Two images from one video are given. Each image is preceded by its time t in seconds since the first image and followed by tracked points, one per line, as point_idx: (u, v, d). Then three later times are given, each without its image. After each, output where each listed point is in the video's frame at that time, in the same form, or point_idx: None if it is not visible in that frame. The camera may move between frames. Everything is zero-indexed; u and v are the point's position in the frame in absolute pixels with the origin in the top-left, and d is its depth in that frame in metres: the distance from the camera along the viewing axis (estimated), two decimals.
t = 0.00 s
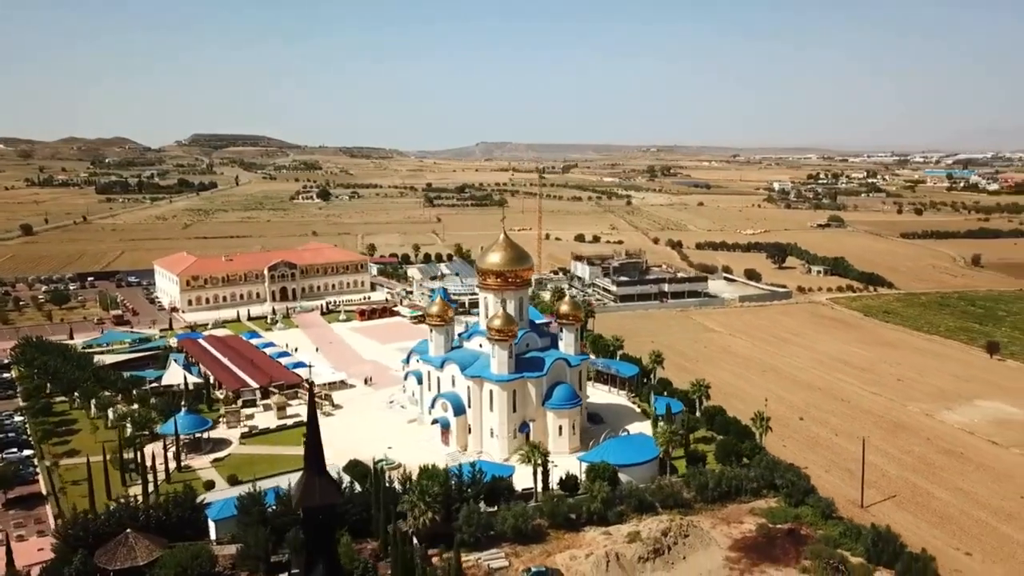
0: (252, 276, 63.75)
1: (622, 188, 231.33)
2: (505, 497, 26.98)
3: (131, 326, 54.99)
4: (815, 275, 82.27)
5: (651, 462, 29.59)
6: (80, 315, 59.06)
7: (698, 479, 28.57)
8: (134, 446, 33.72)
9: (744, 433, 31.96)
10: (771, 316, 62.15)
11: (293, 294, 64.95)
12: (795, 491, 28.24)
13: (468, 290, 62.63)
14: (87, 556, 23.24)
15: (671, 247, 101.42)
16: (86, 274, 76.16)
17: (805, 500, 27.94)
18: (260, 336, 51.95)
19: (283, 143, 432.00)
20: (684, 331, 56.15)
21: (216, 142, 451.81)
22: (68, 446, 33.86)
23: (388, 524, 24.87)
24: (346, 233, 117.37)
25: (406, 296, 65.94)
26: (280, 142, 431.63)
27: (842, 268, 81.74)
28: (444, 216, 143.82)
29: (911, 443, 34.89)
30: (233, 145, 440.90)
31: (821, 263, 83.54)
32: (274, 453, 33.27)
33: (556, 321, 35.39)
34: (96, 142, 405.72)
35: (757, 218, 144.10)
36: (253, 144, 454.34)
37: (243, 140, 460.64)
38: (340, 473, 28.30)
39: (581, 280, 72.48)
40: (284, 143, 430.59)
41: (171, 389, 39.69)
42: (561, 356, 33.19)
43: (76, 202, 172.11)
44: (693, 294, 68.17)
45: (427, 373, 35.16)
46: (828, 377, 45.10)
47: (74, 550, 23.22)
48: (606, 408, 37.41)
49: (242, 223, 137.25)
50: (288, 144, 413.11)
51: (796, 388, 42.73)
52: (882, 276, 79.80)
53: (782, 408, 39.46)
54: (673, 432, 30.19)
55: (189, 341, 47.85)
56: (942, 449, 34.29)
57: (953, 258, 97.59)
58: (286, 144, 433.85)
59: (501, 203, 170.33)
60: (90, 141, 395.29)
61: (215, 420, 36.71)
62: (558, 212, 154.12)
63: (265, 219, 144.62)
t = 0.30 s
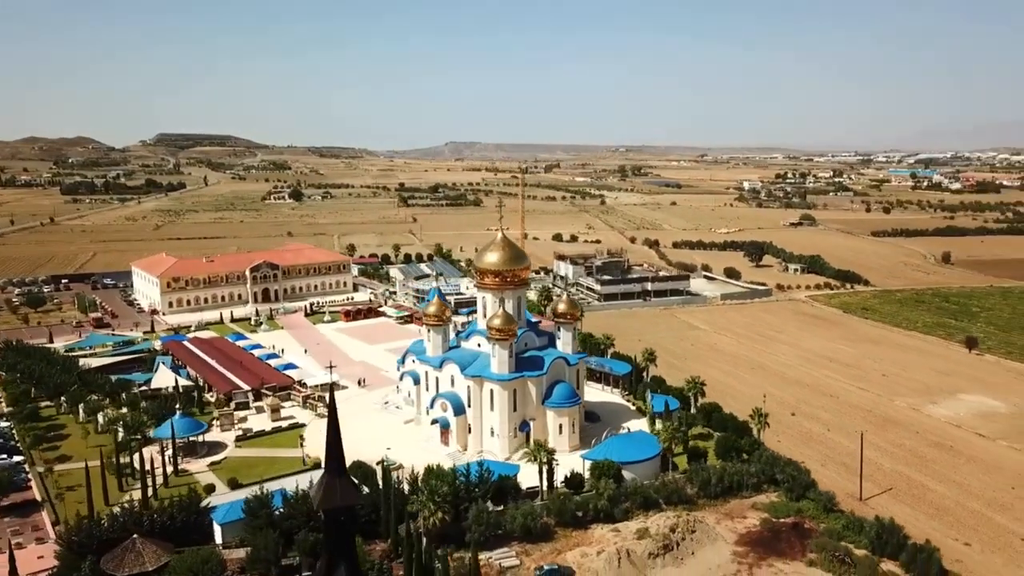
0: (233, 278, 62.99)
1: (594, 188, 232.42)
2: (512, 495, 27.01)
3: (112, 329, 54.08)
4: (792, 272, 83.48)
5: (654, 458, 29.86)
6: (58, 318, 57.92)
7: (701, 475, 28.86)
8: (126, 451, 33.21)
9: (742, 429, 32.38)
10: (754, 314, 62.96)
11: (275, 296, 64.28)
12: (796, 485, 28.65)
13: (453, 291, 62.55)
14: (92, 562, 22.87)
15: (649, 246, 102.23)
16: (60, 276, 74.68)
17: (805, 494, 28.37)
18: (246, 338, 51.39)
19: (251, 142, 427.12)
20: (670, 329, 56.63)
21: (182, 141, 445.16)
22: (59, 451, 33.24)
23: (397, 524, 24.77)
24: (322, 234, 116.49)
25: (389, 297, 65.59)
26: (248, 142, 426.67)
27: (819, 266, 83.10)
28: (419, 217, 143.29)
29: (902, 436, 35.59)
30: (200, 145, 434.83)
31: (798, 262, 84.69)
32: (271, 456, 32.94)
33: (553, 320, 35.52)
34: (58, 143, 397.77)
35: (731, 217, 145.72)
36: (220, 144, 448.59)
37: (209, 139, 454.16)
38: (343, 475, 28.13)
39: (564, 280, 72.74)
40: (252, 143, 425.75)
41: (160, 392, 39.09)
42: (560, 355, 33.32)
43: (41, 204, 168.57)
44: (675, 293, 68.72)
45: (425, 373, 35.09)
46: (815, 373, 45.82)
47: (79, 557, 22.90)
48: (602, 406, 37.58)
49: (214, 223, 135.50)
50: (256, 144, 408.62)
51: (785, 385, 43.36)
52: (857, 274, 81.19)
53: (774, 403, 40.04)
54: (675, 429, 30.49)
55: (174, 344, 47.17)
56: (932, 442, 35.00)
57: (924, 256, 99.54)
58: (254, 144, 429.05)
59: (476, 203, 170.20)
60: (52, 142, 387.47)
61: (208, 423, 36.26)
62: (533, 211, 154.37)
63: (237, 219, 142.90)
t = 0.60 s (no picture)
0: (218, 279, 62.24)
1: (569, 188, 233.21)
2: (523, 495, 27.04)
3: (96, 331, 53.20)
4: (772, 271, 84.54)
5: (661, 456, 30.12)
6: (39, 322, 56.84)
7: (708, 472, 29.12)
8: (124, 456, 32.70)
9: (744, 426, 32.77)
10: (739, 312, 63.69)
11: (261, 297, 63.47)
12: (801, 481, 29.05)
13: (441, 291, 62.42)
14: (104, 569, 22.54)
15: (630, 245, 102.90)
16: (36, 278, 73.28)
17: (810, 490, 28.78)
18: (236, 339, 50.83)
19: (220, 142, 421.90)
20: (659, 328, 57.06)
21: (149, 141, 437.91)
22: (55, 457, 32.66)
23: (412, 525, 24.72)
24: (301, 234, 115.59)
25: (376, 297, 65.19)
26: (217, 141, 421.44)
27: (798, 265, 84.29)
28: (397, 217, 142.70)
29: (896, 431, 36.24)
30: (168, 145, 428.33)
31: (778, 260, 85.69)
32: (273, 459, 32.65)
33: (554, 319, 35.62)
34: (21, 142, 389.72)
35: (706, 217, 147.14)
36: (188, 144, 441.98)
37: (177, 139, 448.16)
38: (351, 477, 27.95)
39: (549, 279, 72.94)
40: (221, 143, 420.72)
41: (154, 396, 38.50)
42: (563, 354, 33.40)
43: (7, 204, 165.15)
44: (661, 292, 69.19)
45: (427, 374, 35.00)
46: (806, 370, 46.49)
47: (92, 564, 22.57)
48: (601, 405, 37.78)
49: (188, 224, 133.78)
50: (226, 144, 404.03)
51: (777, 382, 43.94)
52: (837, 272, 82.42)
53: (769, 401, 40.56)
54: (681, 427, 30.79)
55: (163, 346, 46.53)
56: (926, 436, 35.64)
57: (899, 254, 101.33)
58: (223, 143, 424.00)
59: (453, 203, 169.76)
60: (15, 141, 379.50)
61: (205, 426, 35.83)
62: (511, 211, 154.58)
63: (212, 219, 141.26)
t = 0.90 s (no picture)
0: (200, 281, 61.39)
1: (542, 188, 233.82)
2: (533, 494, 27.06)
3: (78, 335, 52.16)
4: (751, 269, 85.60)
5: (665, 454, 30.34)
6: (17, 326, 55.57)
7: (713, 469, 29.39)
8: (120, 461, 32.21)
9: (744, 423, 33.16)
10: (723, 310, 64.39)
11: (244, 299, 62.83)
12: (804, 476, 29.46)
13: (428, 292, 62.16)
14: None
15: (609, 245, 103.49)
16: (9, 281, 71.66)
17: (813, 485, 29.21)
18: (223, 342, 50.17)
19: (186, 142, 416.05)
20: (646, 327, 57.49)
21: (113, 141, 430.45)
22: (48, 463, 32.01)
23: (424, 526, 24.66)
24: (276, 235, 114.43)
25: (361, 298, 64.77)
26: (183, 141, 415.51)
27: (776, 263, 85.45)
28: (372, 217, 141.88)
29: (889, 426, 36.89)
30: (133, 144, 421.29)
31: (757, 259, 86.75)
32: (273, 462, 32.34)
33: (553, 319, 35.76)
34: None
35: (681, 216, 148.44)
36: (153, 144, 435.34)
37: (142, 139, 441.03)
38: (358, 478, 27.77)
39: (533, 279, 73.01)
40: (187, 143, 414.99)
41: (146, 400, 37.85)
42: (564, 353, 33.51)
43: None
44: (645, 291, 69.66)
45: (427, 375, 34.87)
46: (794, 367, 47.15)
47: (102, 573, 22.17)
48: (599, 403, 37.98)
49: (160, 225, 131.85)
50: (192, 145, 398.57)
51: (767, 379, 44.51)
52: (814, 271, 83.66)
53: (762, 398, 41.05)
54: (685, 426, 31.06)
55: (150, 349, 45.80)
56: (918, 431, 36.31)
57: (872, 252, 103.16)
58: (189, 144, 418.12)
59: (428, 204, 169.31)
60: None
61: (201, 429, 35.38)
62: (486, 211, 154.60)
63: (183, 221, 139.33)
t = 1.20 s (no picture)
0: (182, 282, 60.57)
1: (516, 188, 234.12)
2: (543, 493, 27.15)
3: (60, 339, 51.20)
4: (730, 268, 86.56)
5: (669, 451, 30.62)
6: None
7: (717, 466, 29.71)
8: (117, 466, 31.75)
9: (744, 419, 33.55)
10: (707, 309, 65.04)
11: (226, 300, 62.15)
12: (806, 471, 29.87)
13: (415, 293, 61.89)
14: None
15: (588, 244, 103.93)
16: None
17: (815, 480, 29.65)
18: (211, 344, 49.55)
19: (151, 142, 409.50)
20: (633, 325, 57.90)
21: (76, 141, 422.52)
22: (42, 469, 31.40)
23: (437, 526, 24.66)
24: (253, 237, 113.15)
25: (346, 299, 64.31)
26: (148, 141, 408.89)
27: (755, 262, 86.51)
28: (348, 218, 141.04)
29: (881, 421, 37.53)
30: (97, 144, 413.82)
31: (735, 258, 87.70)
32: (273, 465, 32.05)
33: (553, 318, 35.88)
34: None
35: (656, 216, 149.64)
36: (118, 143, 427.99)
37: (106, 139, 433.14)
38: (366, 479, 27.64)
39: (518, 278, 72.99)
40: (153, 143, 408.43)
41: (139, 405, 37.29)
42: (566, 353, 33.65)
43: None
44: (629, 290, 70.06)
45: (427, 376, 34.77)
46: (783, 364, 47.81)
47: None
48: (596, 402, 38.16)
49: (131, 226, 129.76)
50: (159, 145, 392.58)
51: (758, 376, 45.06)
52: (793, 269, 84.85)
53: (754, 395, 41.55)
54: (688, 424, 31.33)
55: (137, 353, 45.08)
56: (910, 425, 36.97)
57: (846, 251, 104.81)
58: (155, 144, 411.58)
59: (403, 204, 168.57)
60: None
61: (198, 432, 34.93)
62: (462, 212, 154.37)
63: (155, 222, 137.30)
